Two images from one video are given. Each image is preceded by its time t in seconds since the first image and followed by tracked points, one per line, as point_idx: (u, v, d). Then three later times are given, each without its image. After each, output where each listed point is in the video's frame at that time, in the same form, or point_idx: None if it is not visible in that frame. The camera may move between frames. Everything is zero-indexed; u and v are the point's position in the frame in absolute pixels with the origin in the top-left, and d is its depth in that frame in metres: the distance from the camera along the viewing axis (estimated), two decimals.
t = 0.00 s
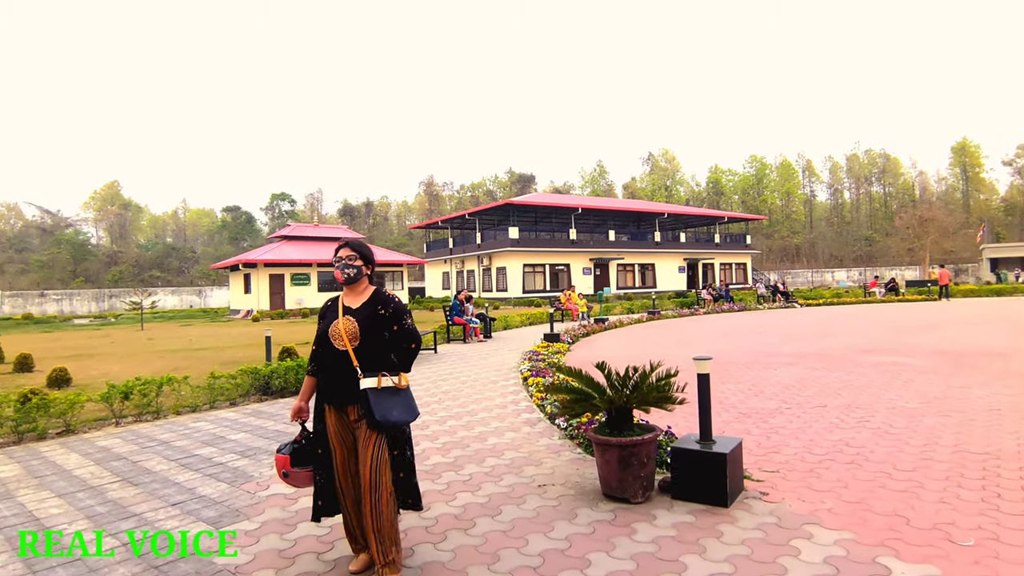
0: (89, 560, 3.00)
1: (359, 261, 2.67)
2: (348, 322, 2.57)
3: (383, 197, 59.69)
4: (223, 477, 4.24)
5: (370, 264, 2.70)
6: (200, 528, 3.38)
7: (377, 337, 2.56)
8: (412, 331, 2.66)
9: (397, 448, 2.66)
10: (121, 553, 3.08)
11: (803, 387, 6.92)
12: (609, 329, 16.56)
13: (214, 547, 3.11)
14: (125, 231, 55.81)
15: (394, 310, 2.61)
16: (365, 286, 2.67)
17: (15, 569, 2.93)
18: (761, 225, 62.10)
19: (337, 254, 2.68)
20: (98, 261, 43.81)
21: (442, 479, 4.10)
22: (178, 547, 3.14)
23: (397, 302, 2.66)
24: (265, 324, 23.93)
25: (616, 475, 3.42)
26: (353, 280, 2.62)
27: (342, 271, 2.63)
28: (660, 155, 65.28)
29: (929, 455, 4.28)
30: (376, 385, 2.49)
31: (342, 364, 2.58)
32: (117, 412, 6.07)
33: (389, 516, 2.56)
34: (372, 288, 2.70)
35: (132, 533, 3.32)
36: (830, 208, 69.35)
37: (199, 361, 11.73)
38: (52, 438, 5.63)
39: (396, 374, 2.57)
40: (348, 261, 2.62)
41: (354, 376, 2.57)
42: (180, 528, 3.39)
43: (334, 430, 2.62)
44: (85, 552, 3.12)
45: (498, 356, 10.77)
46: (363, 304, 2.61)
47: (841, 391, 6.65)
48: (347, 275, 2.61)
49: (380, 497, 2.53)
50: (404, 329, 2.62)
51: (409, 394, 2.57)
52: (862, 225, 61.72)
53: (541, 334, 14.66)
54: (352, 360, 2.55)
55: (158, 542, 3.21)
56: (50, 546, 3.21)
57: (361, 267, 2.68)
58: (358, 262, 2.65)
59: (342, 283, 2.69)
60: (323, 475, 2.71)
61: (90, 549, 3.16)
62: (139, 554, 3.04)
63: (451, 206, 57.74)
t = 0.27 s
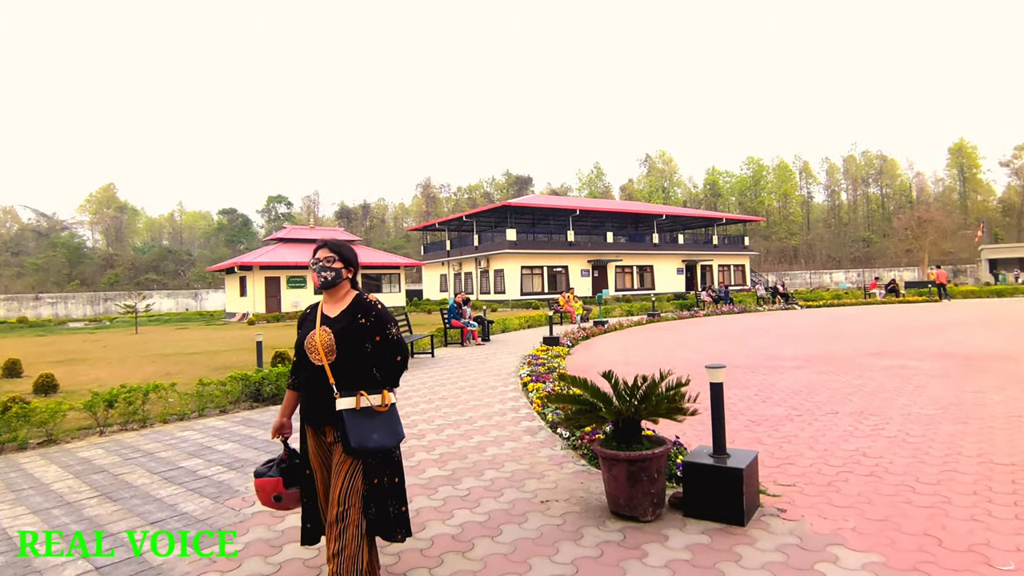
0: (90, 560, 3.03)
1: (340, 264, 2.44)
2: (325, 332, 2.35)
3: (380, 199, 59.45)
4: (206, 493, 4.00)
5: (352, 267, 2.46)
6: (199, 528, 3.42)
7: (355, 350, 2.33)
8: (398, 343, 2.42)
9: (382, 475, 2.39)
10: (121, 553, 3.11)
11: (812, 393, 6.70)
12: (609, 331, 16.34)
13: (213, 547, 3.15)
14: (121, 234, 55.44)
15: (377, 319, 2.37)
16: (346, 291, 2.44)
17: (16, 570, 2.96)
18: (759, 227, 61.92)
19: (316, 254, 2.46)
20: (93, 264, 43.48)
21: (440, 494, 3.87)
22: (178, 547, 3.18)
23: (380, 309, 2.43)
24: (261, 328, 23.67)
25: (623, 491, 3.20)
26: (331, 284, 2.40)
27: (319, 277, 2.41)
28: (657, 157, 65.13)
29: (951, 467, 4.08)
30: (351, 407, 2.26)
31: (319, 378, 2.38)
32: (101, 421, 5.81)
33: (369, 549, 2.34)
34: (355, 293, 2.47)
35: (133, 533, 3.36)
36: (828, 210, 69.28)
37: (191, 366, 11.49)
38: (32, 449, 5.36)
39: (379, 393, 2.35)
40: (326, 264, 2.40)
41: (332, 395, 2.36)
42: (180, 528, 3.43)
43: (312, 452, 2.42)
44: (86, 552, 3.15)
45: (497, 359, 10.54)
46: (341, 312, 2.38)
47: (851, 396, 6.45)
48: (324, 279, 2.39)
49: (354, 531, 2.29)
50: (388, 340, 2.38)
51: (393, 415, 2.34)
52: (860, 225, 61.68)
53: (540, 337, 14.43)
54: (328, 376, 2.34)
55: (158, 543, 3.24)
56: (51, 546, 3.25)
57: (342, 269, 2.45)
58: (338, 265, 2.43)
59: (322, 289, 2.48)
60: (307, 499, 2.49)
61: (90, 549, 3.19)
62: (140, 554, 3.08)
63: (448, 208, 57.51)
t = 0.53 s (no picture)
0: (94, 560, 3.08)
1: (318, 266, 2.27)
2: (292, 346, 2.16)
3: (378, 199, 59.25)
4: (189, 506, 3.80)
5: (333, 270, 2.28)
6: (201, 527, 3.49)
7: (321, 367, 2.11)
8: (375, 359, 2.14)
9: (358, 509, 2.13)
10: (122, 552, 3.18)
11: (821, 396, 6.52)
12: (608, 332, 16.14)
13: (213, 547, 3.21)
14: (118, 234, 55.13)
15: (350, 331, 2.11)
16: (324, 296, 2.26)
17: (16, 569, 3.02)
18: (758, 227, 61.74)
19: (296, 255, 2.30)
20: (89, 264, 43.21)
21: (436, 508, 3.68)
22: (178, 547, 3.24)
23: (356, 319, 2.17)
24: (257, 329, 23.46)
25: (632, 508, 3.01)
26: (307, 288, 2.23)
27: (294, 280, 2.24)
28: (656, 157, 64.95)
29: (973, 477, 3.88)
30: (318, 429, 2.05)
31: (291, 394, 2.20)
32: (84, 429, 5.61)
33: None
34: (335, 298, 2.28)
35: (133, 533, 3.42)
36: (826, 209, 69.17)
37: (184, 368, 11.28)
38: (12, 458, 5.16)
39: (350, 418, 2.11)
40: (303, 263, 2.23)
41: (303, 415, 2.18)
42: (180, 527, 3.50)
43: (286, 473, 2.25)
44: (86, 552, 3.21)
45: (496, 361, 10.34)
46: (314, 322, 2.18)
47: (862, 400, 6.25)
48: (299, 282, 2.21)
49: (322, 568, 2.09)
50: (360, 356, 2.12)
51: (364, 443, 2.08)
52: (858, 225, 61.57)
53: (540, 338, 14.24)
54: (293, 396, 2.15)
55: (159, 542, 3.31)
56: (51, 546, 3.30)
57: (321, 272, 2.28)
58: (316, 266, 2.26)
59: (301, 294, 2.29)
60: (283, 524, 2.30)
61: (91, 549, 3.25)
62: (140, 554, 3.15)
63: (446, 209, 57.30)
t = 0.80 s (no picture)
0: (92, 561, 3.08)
1: (293, 255, 2.06)
2: (252, 349, 1.92)
3: (377, 202, 59.11)
4: (175, 520, 3.61)
5: (309, 260, 2.07)
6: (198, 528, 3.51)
7: (279, 377, 1.85)
8: (346, 372, 1.88)
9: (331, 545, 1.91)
10: (122, 553, 3.18)
11: (832, 401, 6.32)
12: (610, 336, 15.95)
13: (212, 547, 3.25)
14: (117, 237, 54.92)
15: (316, 336, 1.85)
16: (297, 290, 2.05)
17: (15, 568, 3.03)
18: (757, 230, 61.66)
19: (270, 240, 2.09)
20: (87, 267, 43.00)
21: (436, 521, 3.47)
22: (177, 547, 3.25)
23: (326, 320, 1.89)
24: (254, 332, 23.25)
25: (647, 525, 2.80)
26: (278, 280, 2.02)
27: (265, 272, 2.03)
28: (655, 160, 64.89)
29: (1004, 488, 3.67)
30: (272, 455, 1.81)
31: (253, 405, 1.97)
32: (70, 436, 5.37)
33: None
34: (309, 293, 2.05)
35: (133, 533, 3.42)
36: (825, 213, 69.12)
37: (179, 372, 11.05)
38: None
39: (311, 441, 1.83)
40: (274, 255, 2.03)
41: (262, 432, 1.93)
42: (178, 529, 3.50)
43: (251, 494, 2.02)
44: (86, 552, 3.21)
45: (496, 365, 10.15)
46: (278, 323, 1.93)
47: (876, 406, 6.03)
48: (269, 275, 2.01)
49: None
50: (325, 366, 1.86)
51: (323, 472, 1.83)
52: (858, 228, 61.49)
53: (540, 342, 14.04)
54: (249, 407, 1.92)
55: (159, 543, 3.31)
56: (51, 546, 3.30)
57: (294, 262, 2.06)
58: (289, 255, 2.05)
59: (274, 289, 2.08)
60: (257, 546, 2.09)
61: (90, 550, 3.24)
62: (139, 553, 3.17)
63: (445, 212, 57.18)
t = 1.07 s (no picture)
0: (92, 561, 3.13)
1: (265, 255, 1.86)
2: (209, 365, 1.71)
3: (376, 202, 58.89)
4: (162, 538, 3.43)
5: (282, 260, 1.87)
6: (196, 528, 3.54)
7: (238, 402, 1.63)
8: (315, 399, 1.65)
9: None
10: (119, 553, 3.20)
11: (845, 404, 6.11)
12: (611, 336, 15.74)
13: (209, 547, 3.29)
14: (115, 238, 54.67)
15: (280, 356, 1.63)
16: (266, 291, 1.85)
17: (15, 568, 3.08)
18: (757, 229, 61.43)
19: (240, 236, 1.89)
20: (86, 268, 42.78)
21: (437, 538, 3.26)
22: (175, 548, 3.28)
23: (296, 336, 1.66)
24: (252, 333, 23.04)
25: (665, 545, 2.59)
26: (245, 282, 1.82)
27: (227, 272, 1.83)
28: (654, 159, 64.65)
29: None
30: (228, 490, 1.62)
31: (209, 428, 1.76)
32: (56, 444, 5.17)
33: None
34: (280, 300, 1.84)
35: (132, 533, 3.44)
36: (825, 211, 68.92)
37: (173, 375, 10.84)
38: None
39: (271, 478, 1.61)
40: (238, 253, 1.82)
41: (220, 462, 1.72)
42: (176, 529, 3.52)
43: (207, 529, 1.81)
44: (86, 552, 3.26)
45: (497, 366, 9.94)
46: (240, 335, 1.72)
47: (891, 409, 5.82)
48: (231, 275, 1.81)
49: None
50: (288, 392, 1.63)
51: (282, 518, 1.60)
52: (858, 227, 61.28)
53: (541, 342, 13.84)
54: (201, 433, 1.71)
55: (157, 543, 3.35)
56: (51, 546, 3.37)
57: (265, 261, 1.86)
58: (259, 252, 1.85)
59: (243, 291, 1.88)
60: None
61: (90, 550, 3.29)
62: (137, 553, 3.16)
63: (444, 211, 57.00)
